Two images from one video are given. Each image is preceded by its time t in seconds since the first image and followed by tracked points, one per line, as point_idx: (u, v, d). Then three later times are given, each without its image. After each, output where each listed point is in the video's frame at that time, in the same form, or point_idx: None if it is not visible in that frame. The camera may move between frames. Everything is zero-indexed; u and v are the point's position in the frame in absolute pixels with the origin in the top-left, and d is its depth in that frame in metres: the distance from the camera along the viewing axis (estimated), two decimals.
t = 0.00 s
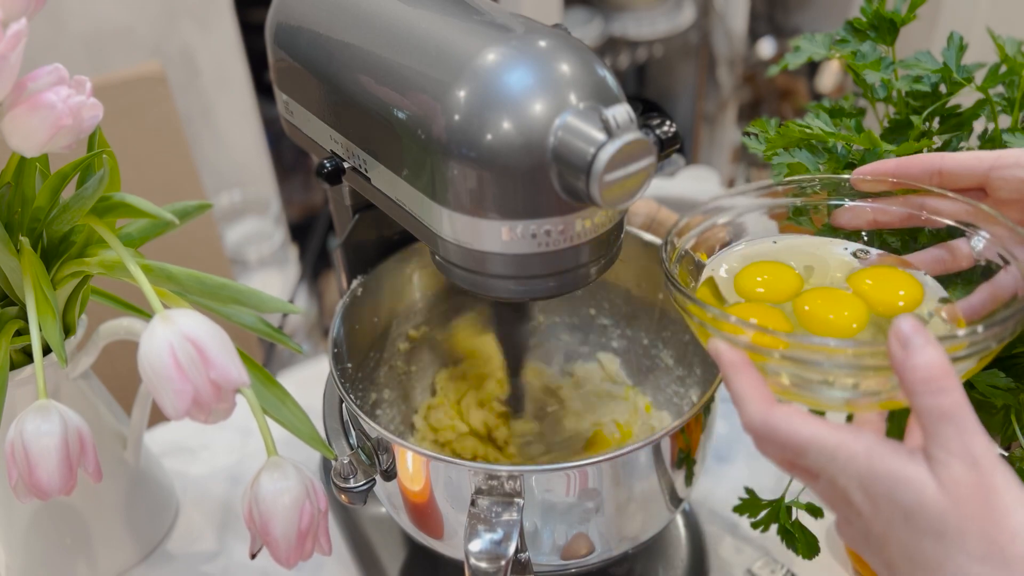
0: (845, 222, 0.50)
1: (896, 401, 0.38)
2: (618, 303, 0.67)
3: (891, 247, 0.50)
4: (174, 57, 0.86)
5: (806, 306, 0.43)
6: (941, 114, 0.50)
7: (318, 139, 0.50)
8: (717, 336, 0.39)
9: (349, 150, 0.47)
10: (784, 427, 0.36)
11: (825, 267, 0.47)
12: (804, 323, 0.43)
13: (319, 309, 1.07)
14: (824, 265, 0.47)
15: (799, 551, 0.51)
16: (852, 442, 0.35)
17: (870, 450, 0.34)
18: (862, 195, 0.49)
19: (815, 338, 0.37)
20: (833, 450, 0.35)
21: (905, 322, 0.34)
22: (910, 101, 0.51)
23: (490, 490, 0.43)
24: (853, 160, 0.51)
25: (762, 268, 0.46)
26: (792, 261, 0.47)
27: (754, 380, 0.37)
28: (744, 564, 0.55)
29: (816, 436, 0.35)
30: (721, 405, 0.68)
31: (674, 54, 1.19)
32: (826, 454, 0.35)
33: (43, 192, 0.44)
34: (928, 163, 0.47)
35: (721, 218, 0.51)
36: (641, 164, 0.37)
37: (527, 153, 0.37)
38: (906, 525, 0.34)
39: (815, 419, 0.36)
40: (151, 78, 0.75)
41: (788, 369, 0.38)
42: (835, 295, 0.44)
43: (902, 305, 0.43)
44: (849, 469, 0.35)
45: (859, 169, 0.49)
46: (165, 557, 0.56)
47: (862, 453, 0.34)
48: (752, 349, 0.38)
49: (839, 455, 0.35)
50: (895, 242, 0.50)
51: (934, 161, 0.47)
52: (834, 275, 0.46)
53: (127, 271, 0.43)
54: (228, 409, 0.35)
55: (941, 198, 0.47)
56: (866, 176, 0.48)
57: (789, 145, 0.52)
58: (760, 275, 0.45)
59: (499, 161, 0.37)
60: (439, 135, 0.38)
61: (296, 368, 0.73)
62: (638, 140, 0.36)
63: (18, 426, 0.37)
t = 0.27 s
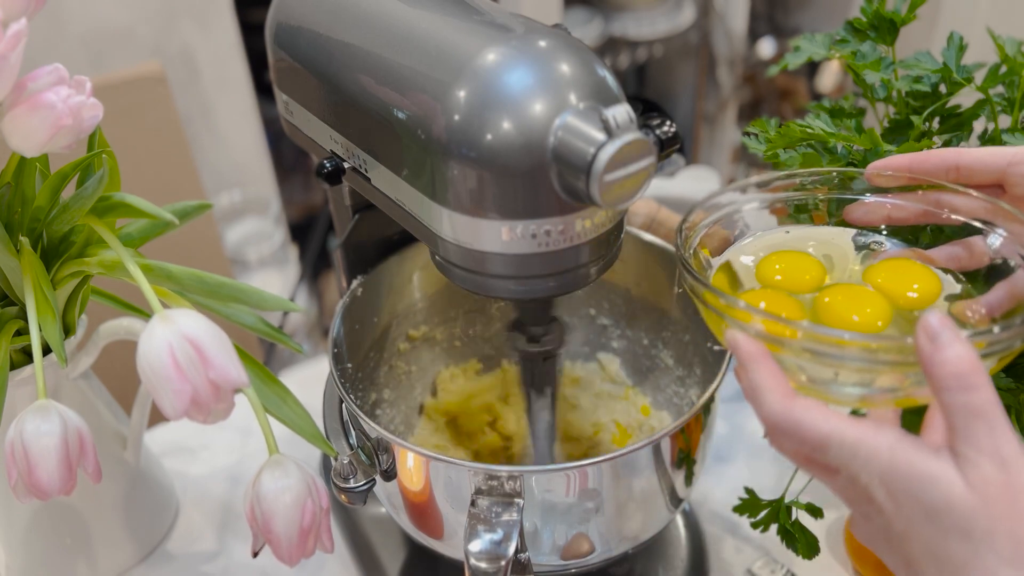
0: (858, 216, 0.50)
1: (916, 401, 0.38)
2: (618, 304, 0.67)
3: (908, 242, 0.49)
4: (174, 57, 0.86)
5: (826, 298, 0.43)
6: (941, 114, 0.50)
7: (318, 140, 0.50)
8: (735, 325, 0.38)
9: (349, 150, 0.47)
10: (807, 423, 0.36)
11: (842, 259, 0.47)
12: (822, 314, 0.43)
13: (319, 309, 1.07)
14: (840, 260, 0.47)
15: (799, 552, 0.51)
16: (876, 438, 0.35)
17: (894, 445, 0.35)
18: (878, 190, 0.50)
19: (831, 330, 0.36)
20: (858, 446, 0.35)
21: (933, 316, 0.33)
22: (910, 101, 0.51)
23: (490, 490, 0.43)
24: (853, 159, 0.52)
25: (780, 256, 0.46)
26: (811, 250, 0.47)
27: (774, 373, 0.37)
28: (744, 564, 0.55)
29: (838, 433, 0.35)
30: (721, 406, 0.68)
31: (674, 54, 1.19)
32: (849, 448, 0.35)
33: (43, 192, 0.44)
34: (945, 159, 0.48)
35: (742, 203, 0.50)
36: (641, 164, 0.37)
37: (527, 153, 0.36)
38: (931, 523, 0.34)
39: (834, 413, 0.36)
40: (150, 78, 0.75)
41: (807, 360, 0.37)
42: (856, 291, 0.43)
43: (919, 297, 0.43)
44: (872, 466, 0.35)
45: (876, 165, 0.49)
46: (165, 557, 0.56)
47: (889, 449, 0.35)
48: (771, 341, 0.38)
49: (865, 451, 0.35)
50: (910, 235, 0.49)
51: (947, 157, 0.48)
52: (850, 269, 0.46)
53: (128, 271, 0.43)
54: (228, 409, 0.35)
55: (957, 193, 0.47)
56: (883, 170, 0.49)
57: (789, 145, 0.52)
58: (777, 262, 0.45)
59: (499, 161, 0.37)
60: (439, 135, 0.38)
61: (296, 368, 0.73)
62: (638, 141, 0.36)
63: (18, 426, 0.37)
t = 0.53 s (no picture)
0: (903, 195, 0.49)
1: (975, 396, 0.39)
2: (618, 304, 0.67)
3: (958, 224, 0.49)
4: (174, 57, 0.86)
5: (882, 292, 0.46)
6: (941, 114, 0.50)
7: (318, 140, 0.50)
8: (783, 318, 0.39)
9: (349, 150, 0.47)
10: (867, 424, 0.36)
11: (889, 247, 0.49)
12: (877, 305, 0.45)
13: (319, 309, 1.07)
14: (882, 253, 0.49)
15: (799, 552, 0.51)
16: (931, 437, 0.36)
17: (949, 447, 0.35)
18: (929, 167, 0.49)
19: (873, 321, 0.36)
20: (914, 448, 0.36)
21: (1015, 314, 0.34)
22: (910, 101, 0.51)
23: (490, 490, 0.43)
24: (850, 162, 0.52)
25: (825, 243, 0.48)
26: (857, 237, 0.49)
27: (827, 370, 0.38)
28: (744, 564, 0.55)
29: (903, 437, 0.36)
30: (721, 406, 0.68)
31: (674, 54, 1.19)
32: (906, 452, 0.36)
33: (43, 192, 0.44)
34: (1005, 136, 0.46)
35: (785, 181, 0.50)
36: (641, 164, 0.37)
37: (526, 153, 0.36)
38: (1011, 545, 0.34)
39: (895, 416, 0.37)
40: (150, 78, 0.75)
41: (858, 358, 0.38)
42: (911, 287, 0.46)
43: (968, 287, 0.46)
44: (946, 481, 0.35)
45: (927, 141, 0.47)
46: (165, 557, 0.56)
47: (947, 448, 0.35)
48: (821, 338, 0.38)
49: (920, 452, 0.36)
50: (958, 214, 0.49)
51: (1009, 135, 0.45)
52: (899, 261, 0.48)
53: (128, 271, 0.43)
54: (228, 409, 0.35)
55: (1013, 172, 0.47)
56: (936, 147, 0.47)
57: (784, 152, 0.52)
58: (822, 249, 0.48)
59: (499, 161, 0.37)
60: (439, 136, 0.38)
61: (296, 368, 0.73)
62: (638, 141, 0.36)
63: (18, 426, 0.37)
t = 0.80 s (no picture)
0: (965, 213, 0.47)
1: None
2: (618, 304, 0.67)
3: None
4: (174, 57, 0.87)
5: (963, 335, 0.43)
6: (941, 114, 0.50)
7: (318, 140, 0.50)
8: (842, 358, 0.37)
9: (349, 150, 0.47)
10: (934, 484, 0.37)
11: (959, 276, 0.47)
12: (954, 350, 0.43)
13: (319, 309, 1.07)
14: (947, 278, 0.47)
15: (799, 553, 0.51)
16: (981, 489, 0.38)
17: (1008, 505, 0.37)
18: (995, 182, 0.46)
19: (944, 369, 0.34)
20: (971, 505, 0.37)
21: None
22: (910, 101, 0.51)
23: (490, 490, 0.43)
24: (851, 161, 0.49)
25: (885, 271, 0.47)
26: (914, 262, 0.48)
27: (893, 421, 0.38)
28: (744, 564, 0.55)
29: (973, 500, 0.37)
30: (721, 406, 0.68)
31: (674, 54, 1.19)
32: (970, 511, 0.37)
33: (43, 192, 0.44)
34: None
35: (833, 204, 0.47)
36: (641, 164, 0.37)
37: (526, 153, 0.37)
38: None
39: (965, 474, 0.38)
40: (151, 78, 0.75)
41: (926, 409, 0.37)
42: (992, 327, 0.43)
43: None
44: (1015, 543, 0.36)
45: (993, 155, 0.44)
46: (165, 557, 0.56)
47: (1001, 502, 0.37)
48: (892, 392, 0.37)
49: (980, 507, 0.37)
50: None
51: None
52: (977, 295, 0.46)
53: (128, 271, 0.43)
54: (228, 409, 0.35)
55: None
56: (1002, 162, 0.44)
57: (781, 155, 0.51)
58: (885, 278, 0.47)
59: (499, 161, 0.37)
60: (439, 136, 0.38)
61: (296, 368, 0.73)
62: (638, 140, 0.36)
63: (18, 426, 0.37)
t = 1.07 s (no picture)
0: None
1: None
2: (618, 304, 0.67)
3: None
4: (174, 57, 0.87)
5: None
6: (941, 114, 0.50)
7: (318, 140, 0.50)
8: (910, 445, 0.35)
9: (349, 150, 0.47)
10: None
11: None
12: None
13: (319, 309, 1.07)
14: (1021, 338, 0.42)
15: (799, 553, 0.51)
16: None
17: None
18: None
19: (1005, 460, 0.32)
20: None
21: None
22: (910, 101, 0.51)
23: (490, 490, 0.43)
24: (851, 161, 0.48)
25: (948, 327, 0.42)
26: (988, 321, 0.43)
27: (963, 518, 0.35)
28: (743, 564, 0.55)
29: None
30: (721, 405, 0.68)
31: (674, 54, 1.19)
32: None
33: (43, 192, 0.44)
34: None
35: (896, 261, 0.42)
36: (641, 164, 0.37)
37: (526, 153, 0.37)
38: None
39: None
40: (151, 78, 0.75)
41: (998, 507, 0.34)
42: None
43: None
44: None
45: None
46: (165, 557, 0.56)
47: None
48: (961, 487, 0.35)
49: None
50: None
51: None
52: None
53: (128, 271, 0.43)
54: (228, 409, 0.35)
55: None
56: None
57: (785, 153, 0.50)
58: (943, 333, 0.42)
59: (499, 161, 0.37)
60: (439, 136, 0.38)
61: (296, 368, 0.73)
62: (638, 140, 0.36)
63: (18, 426, 0.37)
